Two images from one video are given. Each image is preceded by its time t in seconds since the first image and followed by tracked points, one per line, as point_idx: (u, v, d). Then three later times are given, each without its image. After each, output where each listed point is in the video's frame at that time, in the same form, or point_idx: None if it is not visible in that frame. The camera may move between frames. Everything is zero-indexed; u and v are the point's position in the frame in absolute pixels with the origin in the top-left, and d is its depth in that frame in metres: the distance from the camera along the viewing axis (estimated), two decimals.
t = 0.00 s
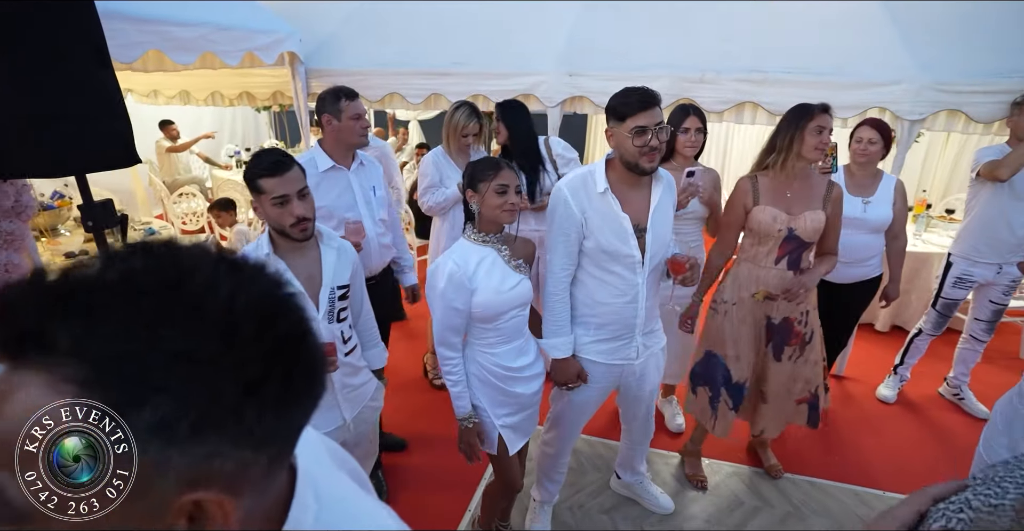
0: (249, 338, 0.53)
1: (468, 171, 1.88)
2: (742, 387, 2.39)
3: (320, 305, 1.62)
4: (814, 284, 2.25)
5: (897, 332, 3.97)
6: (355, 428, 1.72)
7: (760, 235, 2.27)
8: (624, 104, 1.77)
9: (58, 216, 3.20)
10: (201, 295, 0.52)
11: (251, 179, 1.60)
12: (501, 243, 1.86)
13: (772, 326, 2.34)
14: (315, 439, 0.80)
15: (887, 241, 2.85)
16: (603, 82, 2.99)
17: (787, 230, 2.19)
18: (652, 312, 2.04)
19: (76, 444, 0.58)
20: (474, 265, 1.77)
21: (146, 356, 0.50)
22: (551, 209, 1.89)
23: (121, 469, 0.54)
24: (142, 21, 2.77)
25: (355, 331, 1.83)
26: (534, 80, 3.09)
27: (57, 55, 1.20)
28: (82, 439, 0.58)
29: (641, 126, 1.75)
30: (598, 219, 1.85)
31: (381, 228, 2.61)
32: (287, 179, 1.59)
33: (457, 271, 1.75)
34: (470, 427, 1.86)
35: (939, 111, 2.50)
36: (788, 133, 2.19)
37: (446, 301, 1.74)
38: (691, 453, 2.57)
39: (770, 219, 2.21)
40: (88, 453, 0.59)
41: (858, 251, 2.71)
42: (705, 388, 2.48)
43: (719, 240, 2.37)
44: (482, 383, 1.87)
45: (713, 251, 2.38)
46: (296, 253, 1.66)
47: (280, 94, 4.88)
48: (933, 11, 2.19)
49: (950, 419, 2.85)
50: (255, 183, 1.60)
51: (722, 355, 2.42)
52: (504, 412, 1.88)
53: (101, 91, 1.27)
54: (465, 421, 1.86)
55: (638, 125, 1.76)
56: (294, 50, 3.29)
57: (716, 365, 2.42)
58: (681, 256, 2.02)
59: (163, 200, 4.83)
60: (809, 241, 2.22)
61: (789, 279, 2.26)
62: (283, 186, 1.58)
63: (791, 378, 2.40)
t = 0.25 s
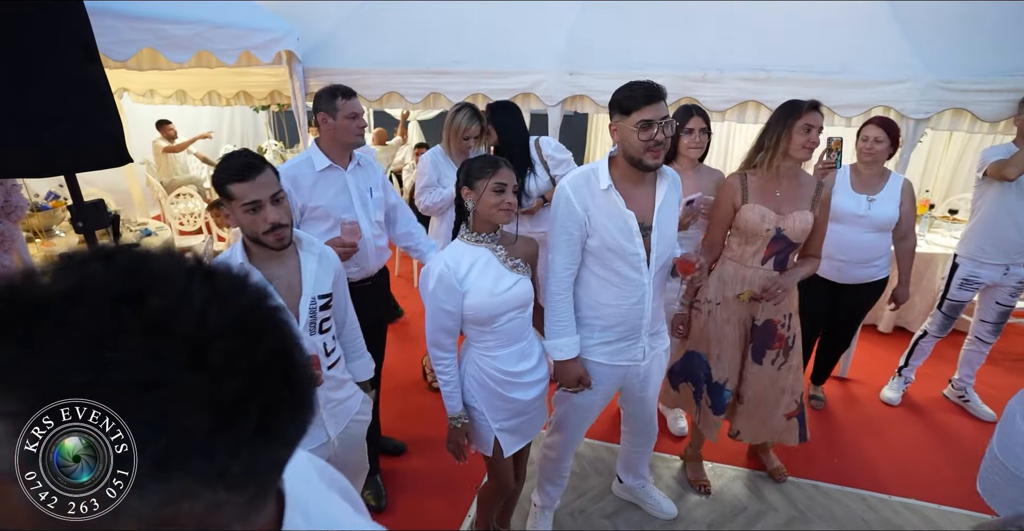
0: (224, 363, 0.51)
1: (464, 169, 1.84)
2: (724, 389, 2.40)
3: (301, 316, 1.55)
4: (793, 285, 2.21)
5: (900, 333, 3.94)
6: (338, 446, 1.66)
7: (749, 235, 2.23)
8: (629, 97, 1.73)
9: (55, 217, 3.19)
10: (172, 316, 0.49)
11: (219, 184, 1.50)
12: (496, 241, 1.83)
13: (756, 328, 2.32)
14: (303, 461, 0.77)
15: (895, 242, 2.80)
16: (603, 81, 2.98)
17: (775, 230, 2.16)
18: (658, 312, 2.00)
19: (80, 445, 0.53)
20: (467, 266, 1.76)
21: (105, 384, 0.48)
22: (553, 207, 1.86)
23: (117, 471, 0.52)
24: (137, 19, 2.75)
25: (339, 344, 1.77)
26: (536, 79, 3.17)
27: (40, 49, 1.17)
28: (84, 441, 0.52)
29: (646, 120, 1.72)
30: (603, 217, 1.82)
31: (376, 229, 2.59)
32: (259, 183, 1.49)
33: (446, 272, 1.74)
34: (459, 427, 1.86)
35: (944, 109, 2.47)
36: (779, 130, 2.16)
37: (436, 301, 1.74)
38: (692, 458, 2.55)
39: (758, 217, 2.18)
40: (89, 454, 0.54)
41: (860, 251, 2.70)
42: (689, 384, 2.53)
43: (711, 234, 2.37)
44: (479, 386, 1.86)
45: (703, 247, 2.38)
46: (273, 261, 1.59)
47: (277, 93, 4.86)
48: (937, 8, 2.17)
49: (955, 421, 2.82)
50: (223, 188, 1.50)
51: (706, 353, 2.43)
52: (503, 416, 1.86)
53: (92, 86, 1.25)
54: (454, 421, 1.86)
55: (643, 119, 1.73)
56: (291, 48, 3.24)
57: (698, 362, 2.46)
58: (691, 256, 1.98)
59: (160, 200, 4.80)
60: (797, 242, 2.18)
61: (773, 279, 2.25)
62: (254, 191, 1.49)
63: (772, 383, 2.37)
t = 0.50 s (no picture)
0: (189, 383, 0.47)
1: (462, 170, 1.83)
2: (724, 395, 2.41)
3: (279, 330, 1.53)
4: (804, 289, 2.22)
5: (902, 335, 3.93)
6: (324, 463, 1.65)
7: (754, 240, 2.19)
8: (631, 96, 1.72)
9: (53, 219, 3.17)
10: (127, 336, 0.45)
11: (190, 194, 1.43)
12: (501, 239, 1.82)
13: (761, 333, 2.31)
14: (292, 480, 0.71)
15: (896, 244, 2.76)
16: (604, 82, 2.96)
17: (780, 234, 2.14)
18: (661, 315, 1.99)
19: (80, 443, 0.47)
20: (469, 265, 1.76)
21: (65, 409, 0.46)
22: (558, 206, 1.85)
23: (116, 470, 0.47)
24: (134, 19, 2.72)
25: (321, 358, 1.76)
26: (536, 79, 3.04)
27: (37, 50, 1.17)
28: (85, 439, 0.47)
29: (648, 117, 1.70)
30: (607, 219, 1.81)
31: (377, 229, 2.60)
32: (230, 192, 1.42)
33: (448, 271, 1.73)
34: (454, 430, 1.84)
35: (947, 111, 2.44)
36: (771, 134, 2.17)
37: (436, 298, 1.73)
38: (694, 462, 2.52)
39: (764, 222, 2.13)
40: (89, 455, 0.47)
41: (860, 252, 2.69)
42: (682, 391, 2.51)
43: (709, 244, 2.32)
44: (478, 387, 1.84)
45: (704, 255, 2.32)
46: (251, 275, 1.55)
47: (276, 94, 4.84)
48: (943, 9, 2.15)
49: (958, 423, 2.81)
50: (193, 199, 1.43)
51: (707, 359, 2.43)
52: (501, 419, 1.85)
53: (89, 89, 1.24)
54: (450, 422, 1.83)
55: (645, 116, 1.71)
56: (291, 49, 3.25)
57: (698, 367, 2.45)
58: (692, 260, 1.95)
59: (159, 201, 4.79)
60: (798, 243, 2.19)
61: (777, 283, 2.24)
62: (224, 201, 1.42)
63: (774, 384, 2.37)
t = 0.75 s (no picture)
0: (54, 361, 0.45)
1: (458, 173, 1.84)
2: (736, 395, 2.43)
3: (267, 331, 1.52)
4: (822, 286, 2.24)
5: (900, 334, 3.93)
6: (315, 464, 1.70)
7: (764, 239, 2.18)
8: (637, 92, 1.73)
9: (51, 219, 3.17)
10: (1, 317, 0.44)
11: (165, 196, 1.41)
12: (494, 244, 1.82)
13: (772, 330, 2.30)
14: (244, 469, 0.63)
15: (890, 244, 2.73)
16: (602, 81, 2.95)
17: (788, 231, 2.17)
18: (657, 314, 1.99)
19: (81, 444, 0.49)
20: (461, 269, 1.76)
21: None
22: (552, 207, 1.85)
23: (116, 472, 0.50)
24: (132, 19, 2.72)
25: (308, 359, 1.77)
26: (534, 78, 3.04)
27: (37, 50, 1.17)
28: (85, 441, 0.49)
29: (655, 112, 1.70)
30: (604, 218, 1.81)
31: (374, 229, 2.60)
32: (208, 193, 1.42)
33: (440, 275, 1.73)
34: (454, 436, 1.82)
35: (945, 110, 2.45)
36: (766, 134, 2.18)
37: (431, 304, 1.72)
38: (692, 460, 2.53)
39: (774, 220, 2.14)
40: (89, 457, 0.49)
41: (853, 251, 2.70)
42: (694, 399, 2.52)
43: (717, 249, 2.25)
44: (475, 392, 1.84)
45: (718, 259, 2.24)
46: (232, 275, 1.53)
47: (275, 94, 4.84)
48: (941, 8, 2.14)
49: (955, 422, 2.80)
50: (169, 200, 1.41)
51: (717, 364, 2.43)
52: (497, 421, 1.85)
53: (87, 90, 1.25)
54: (450, 429, 1.82)
55: (651, 111, 1.71)
56: (289, 49, 3.24)
57: (707, 371, 2.47)
58: (683, 264, 1.93)
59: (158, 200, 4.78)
60: (802, 238, 2.25)
61: (784, 279, 2.27)
62: (203, 202, 1.41)
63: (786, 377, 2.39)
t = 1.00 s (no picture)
0: None
1: (446, 169, 1.84)
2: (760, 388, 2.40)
3: (261, 329, 1.52)
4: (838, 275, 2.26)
5: (891, 330, 3.96)
6: (312, 463, 1.70)
7: (778, 235, 2.20)
8: (634, 87, 1.74)
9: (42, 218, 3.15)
10: None
11: (150, 195, 1.41)
12: (480, 241, 1.83)
13: (790, 322, 2.33)
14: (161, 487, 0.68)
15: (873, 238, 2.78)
16: (596, 80, 2.96)
17: (801, 225, 2.20)
18: (647, 311, 2.01)
19: (76, 446, 1.01)
20: (449, 269, 1.76)
21: None
22: (540, 206, 1.85)
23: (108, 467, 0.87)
24: (124, 17, 2.71)
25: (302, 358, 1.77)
26: (528, 77, 3.04)
27: (34, 53, 1.32)
28: (80, 442, 1.01)
29: (655, 106, 1.72)
30: (592, 214, 1.82)
31: (367, 227, 2.60)
32: (194, 191, 1.42)
33: (429, 276, 1.72)
34: (445, 434, 1.82)
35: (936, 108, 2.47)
36: (766, 133, 2.21)
37: (420, 306, 1.72)
38: (687, 455, 2.57)
39: (787, 216, 2.17)
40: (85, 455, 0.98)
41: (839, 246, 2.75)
42: (720, 402, 2.43)
43: (735, 249, 2.22)
44: (468, 388, 1.85)
45: (739, 258, 2.21)
46: (223, 274, 1.52)
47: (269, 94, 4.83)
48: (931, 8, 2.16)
49: (946, 418, 2.85)
50: (154, 199, 1.41)
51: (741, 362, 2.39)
52: (492, 419, 1.85)
53: (78, 90, 1.42)
54: (443, 426, 1.82)
55: (650, 105, 1.73)
56: (282, 48, 3.23)
57: (734, 372, 2.40)
58: (675, 258, 1.95)
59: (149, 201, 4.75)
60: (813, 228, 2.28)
61: (798, 272, 2.29)
62: (188, 200, 1.41)
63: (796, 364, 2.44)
